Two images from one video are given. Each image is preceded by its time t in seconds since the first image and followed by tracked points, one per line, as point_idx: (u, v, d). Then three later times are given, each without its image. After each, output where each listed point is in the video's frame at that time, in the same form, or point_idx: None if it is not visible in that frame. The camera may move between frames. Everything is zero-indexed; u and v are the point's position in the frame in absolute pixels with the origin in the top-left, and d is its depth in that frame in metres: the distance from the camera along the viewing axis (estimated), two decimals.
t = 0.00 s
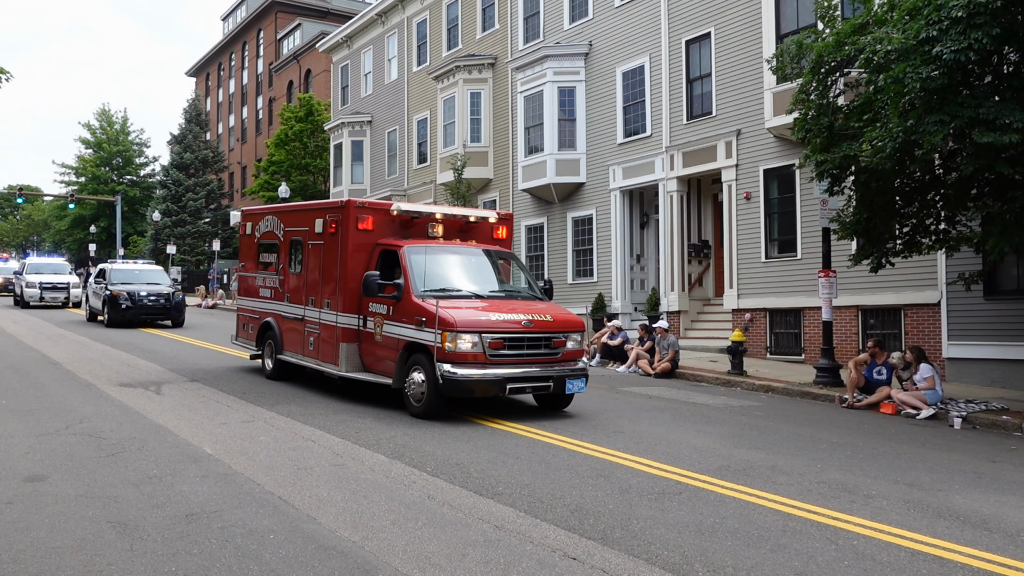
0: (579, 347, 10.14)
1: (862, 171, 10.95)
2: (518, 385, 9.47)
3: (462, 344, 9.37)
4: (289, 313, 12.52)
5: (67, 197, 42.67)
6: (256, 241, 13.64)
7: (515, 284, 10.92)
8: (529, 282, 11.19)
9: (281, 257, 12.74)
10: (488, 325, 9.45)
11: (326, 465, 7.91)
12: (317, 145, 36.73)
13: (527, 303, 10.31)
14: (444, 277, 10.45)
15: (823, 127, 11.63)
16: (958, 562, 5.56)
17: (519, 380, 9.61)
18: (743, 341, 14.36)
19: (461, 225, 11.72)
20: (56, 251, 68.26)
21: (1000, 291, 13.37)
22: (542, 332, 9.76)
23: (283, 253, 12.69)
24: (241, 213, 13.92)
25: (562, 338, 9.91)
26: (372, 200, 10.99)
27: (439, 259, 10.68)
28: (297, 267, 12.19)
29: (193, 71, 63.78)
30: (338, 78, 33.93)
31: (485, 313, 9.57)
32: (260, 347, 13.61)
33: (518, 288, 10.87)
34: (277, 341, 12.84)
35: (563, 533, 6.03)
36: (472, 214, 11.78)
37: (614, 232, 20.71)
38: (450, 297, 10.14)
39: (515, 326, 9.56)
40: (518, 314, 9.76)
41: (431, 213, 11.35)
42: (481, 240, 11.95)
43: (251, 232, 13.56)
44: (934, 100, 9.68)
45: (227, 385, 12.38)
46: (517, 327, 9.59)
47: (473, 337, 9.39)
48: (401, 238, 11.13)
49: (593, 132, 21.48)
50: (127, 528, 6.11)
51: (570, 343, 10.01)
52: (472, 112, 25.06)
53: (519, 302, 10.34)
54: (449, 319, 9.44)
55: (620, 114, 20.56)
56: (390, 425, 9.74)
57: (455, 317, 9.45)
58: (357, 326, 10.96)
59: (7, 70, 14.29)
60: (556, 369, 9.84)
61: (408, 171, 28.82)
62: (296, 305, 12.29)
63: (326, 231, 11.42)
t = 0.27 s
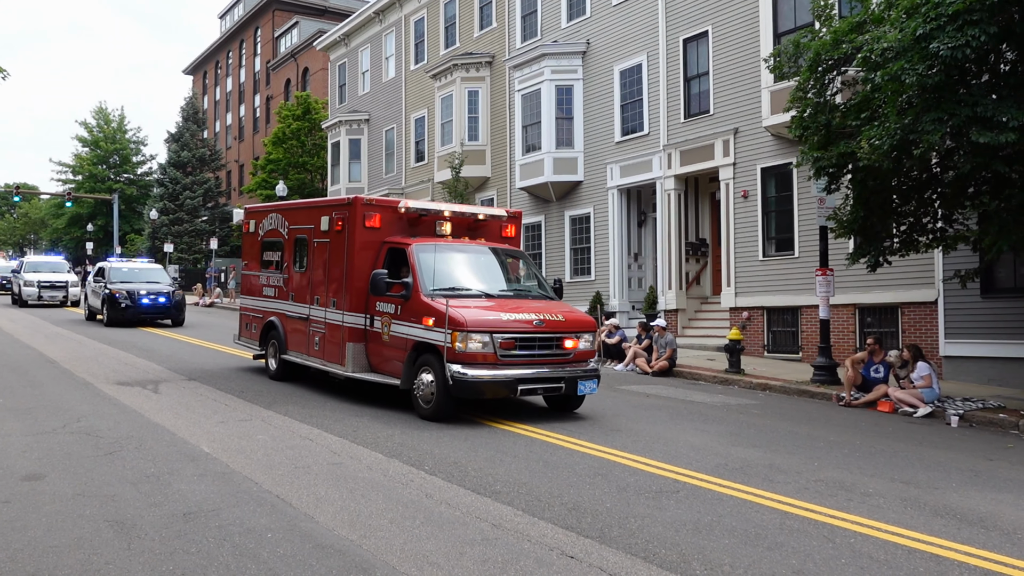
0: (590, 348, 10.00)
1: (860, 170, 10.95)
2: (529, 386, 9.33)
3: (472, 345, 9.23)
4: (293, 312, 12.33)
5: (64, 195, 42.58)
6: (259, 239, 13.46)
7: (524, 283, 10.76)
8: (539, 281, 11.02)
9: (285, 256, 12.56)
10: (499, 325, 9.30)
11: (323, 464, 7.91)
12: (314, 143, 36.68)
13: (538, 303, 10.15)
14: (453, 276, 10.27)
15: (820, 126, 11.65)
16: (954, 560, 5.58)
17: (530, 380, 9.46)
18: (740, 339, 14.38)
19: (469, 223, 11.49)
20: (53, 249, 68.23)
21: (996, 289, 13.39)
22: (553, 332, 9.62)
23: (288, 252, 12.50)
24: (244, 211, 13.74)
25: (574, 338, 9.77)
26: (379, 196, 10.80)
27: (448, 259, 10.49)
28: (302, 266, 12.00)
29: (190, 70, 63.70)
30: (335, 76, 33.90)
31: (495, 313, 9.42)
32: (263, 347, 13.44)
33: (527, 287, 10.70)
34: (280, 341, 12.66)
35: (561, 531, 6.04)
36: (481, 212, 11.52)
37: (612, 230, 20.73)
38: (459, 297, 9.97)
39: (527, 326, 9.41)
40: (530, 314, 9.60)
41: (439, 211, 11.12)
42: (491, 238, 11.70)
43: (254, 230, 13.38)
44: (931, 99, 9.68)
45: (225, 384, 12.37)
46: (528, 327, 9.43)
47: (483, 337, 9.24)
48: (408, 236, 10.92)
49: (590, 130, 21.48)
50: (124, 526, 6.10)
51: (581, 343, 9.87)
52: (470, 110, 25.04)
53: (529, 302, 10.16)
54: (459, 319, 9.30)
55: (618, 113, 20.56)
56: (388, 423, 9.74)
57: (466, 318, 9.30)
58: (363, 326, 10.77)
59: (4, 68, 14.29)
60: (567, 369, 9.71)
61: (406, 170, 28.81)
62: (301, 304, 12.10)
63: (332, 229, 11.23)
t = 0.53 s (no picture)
0: (604, 349, 9.74)
1: (858, 169, 10.95)
2: (542, 389, 9.07)
3: (484, 346, 8.97)
4: (299, 313, 12.13)
5: (63, 195, 42.51)
6: (264, 239, 13.28)
7: (535, 282, 10.48)
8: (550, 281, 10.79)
9: (290, 256, 12.37)
10: (512, 326, 9.05)
11: (321, 463, 7.91)
12: (312, 142, 36.67)
13: (549, 303, 9.92)
14: (463, 276, 10.07)
15: (818, 125, 11.66)
16: (951, 559, 5.58)
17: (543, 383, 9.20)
18: (738, 339, 14.37)
19: (479, 222, 11.29)
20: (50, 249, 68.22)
21: (993, 289, 13.40)
22: (566, 333, 9.36)
23: (293, 251, 12.30)
24: (248, 210, 13.55)
25: (587, 339, 9.52)
26: (387, 195, 10.62)
27: (458, 258, 10.28)
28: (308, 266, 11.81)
29: (188, 69, 63.68)
30: (333, 75, 33.90)
31: (507, 313, 9.16)
32: (267, 348, 13.23)
33: (539, 287, 10.44)
34: (285, 342, 12.45)
35: (558, 531, 6.04)
36: (491, 211, 11.32)
37: (610, 229, 20.73)
38: (470, 296, 9.75)
39: (540, 327, 9.16)
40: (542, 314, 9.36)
41: (448, 210, 10.95)
42: (500, 237, 11.51)
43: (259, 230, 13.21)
44: (928, 99, 9.69)
45: (223, 383, 12.36)
46: (542, 328, 9.18)
47: (496, 338, 8.98)
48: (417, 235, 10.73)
49: (588, 130, 21.48)
50: (121, 526, 6.10)
51: (595, 345, 9.61)
52: (468, 109, 25.04)
53: (542, 302, 9.95)
54: (470, 320, 9.04)
55: (616, 112, 20.56)
56: (386, 423, 9.73)
57: (478, 318, 9.05)
58: (371, 327, 10.56)
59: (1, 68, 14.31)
60: (581, 372, 9.44)
61: (404, 169, 28.81)
62: (307, 304, 11.89)
63: (338, 227, 11.04)
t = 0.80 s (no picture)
0: (616, 351, 9.48)
1: (852, 170, 10.97)
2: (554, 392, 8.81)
3: (494, 349, 8.69)
4: (301, 314, 11.84)
5: (57, 194, 42.39)
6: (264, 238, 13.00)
7: (544, 283, 10.21)
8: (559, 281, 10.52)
9: (292, 255, 12.09)
10: (523, 328, 8.77)
11: (314, 463, 7.90)
12: (307, 142, 36.63)
13: (560, 304, 9.65)
14: (472, 276, 9.80)
15: (812, 125, 11.68)
16: (944, 558, 5.59)
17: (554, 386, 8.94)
18: (732, 338, 14.38)
19: (486, 220, 11.00)
20: (44, 248, 68.05)
21: (986, 289, 13.42)
22: (578, 335, 9.09)
23: (295, 251, 12.02)
24: (248, 208, 13.27)
25: (599, 341, 9.25)
26: (392, 193, 10.33)
27: (465, 258, 10.00)
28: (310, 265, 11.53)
29: (182, 68, 63.58)
30: (328, 75, 33.88)
31: (518, 315, 8.88)
32: (267, 349, 12.98)
33: (548, 287, 10.18)
34: (286, 343, 12.20)
35: (552, 530, 6.03)
36: (498, 209, 11.02)
37: (605, 229, 20.75)
38: (479, 297, 9.48)
39: (551, 329, 8.89)
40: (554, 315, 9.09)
41: (454, 208, 10.64)
42: (507, 236, 11.22)
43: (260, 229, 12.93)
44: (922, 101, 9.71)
45: (217, 383, 12.33)
46: (553, 330, 8.91)
47: (506, 341, 8.71)
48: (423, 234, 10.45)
49: (583, 130, 21.49)
50: (114, 526, 6.08)
51: (607, 347, 9.35)
52: (463, 109, 25.04)
53: (552, 302, 9.68)
54: (481, 321, 8.76)
55: (611, 113, 20.57)
56: (380, 423, 9.72)
57: (488, 319, 8.77)
58: (376, 328, 10.29)
59: None
60: (593, 375, 9.18)
61: (399, 169, 28.79)
62: (309, 305, 11.62)
63: (342, 227, 10.76)
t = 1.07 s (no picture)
0: (623, 354, 9.30)
1: (838, 171, 11.03)
2: (561, 396, 8.61)
3: (501, 351, 8.49)
4: (299, 314, 11.59)
5: (44, 192, 42.13)
6: (260, 236, 12.76)
7: (549, 284, 10.01)
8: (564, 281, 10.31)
9: (290, 253, 11.84)
10: (530, 330, 8.57)
11: (302, 463, 7.89)
12: (296, 141, 36.52)
13: (567, 305, 9.46)
14: (476, 276, 9.57)
15: (800, 126, 11.74)
16: (928, 557, 5.63)
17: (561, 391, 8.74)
18: (720, 338, 14.44)
19: (489, 219, 10.77)
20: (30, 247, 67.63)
21: (972, 290, 13.51)
22: (586, 337, 8.90)
23: (293, 250, 11.78)
24: (244, 205, 13.03)
25: (607, 344, 9.06)
26: (395, 190, 10.09)
27: (470, 257, 9.78)
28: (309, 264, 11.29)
29: (171, 66, 63.29)
30: (317, 74, 33.79)
31: (525, 316, 8.69)
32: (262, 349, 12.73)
33: (553, 288, 9.98)
34: (283, 344, 11.96)
35: (539, 530, 6.05)
36: (502, 208, 10.82)
37: (594, 228, 20.80)
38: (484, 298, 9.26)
39: (559, 331, 8.70)
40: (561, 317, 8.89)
41: (458, 206, 10.40)
42: (511, 236, 10.99)
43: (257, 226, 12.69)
44: (907, 101, 9.77)
45: (205, 382, 12.29)
46: (560, 331, 8.72)
47: (513, 343, 8.51)
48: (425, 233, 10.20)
49: (572, 130, 21.51)
50: (100, 526, 6.06)
51: (614, 349, 9.16)
52: (453, 108, 25.02)
53: (558, 304, 9.47)
54: (487, 323, 8.56)
55: (601, 113, 20.59)
56: (369, 423, 9.71)
57: (495, 321, 8.57)
58: (377, 329, 10.06)
59: None
60: (600, 378, 8.99)
61: (388, 168, 28.75)
62: (308, 305, 11.38)
63: (343, 225, 10.51)
